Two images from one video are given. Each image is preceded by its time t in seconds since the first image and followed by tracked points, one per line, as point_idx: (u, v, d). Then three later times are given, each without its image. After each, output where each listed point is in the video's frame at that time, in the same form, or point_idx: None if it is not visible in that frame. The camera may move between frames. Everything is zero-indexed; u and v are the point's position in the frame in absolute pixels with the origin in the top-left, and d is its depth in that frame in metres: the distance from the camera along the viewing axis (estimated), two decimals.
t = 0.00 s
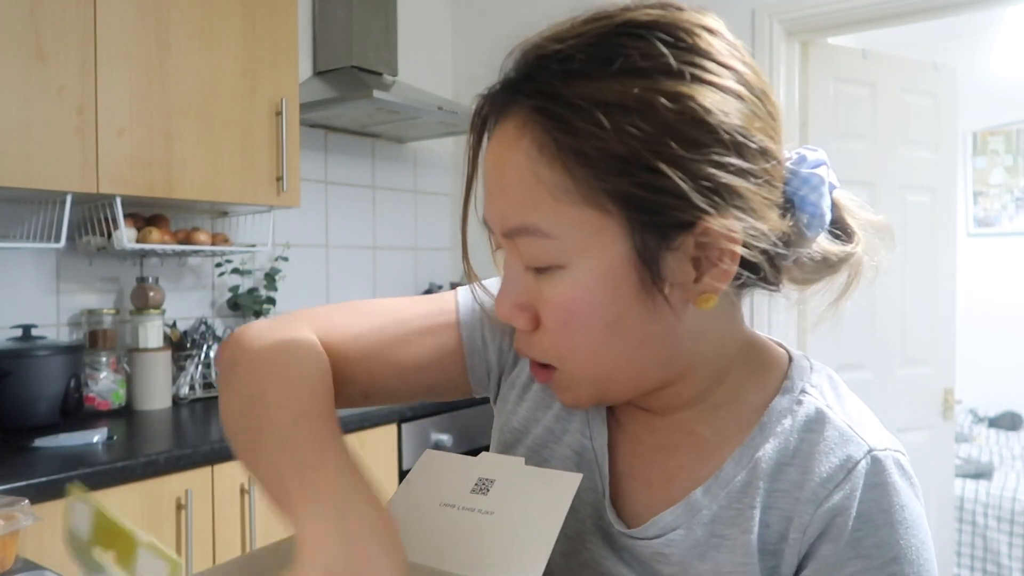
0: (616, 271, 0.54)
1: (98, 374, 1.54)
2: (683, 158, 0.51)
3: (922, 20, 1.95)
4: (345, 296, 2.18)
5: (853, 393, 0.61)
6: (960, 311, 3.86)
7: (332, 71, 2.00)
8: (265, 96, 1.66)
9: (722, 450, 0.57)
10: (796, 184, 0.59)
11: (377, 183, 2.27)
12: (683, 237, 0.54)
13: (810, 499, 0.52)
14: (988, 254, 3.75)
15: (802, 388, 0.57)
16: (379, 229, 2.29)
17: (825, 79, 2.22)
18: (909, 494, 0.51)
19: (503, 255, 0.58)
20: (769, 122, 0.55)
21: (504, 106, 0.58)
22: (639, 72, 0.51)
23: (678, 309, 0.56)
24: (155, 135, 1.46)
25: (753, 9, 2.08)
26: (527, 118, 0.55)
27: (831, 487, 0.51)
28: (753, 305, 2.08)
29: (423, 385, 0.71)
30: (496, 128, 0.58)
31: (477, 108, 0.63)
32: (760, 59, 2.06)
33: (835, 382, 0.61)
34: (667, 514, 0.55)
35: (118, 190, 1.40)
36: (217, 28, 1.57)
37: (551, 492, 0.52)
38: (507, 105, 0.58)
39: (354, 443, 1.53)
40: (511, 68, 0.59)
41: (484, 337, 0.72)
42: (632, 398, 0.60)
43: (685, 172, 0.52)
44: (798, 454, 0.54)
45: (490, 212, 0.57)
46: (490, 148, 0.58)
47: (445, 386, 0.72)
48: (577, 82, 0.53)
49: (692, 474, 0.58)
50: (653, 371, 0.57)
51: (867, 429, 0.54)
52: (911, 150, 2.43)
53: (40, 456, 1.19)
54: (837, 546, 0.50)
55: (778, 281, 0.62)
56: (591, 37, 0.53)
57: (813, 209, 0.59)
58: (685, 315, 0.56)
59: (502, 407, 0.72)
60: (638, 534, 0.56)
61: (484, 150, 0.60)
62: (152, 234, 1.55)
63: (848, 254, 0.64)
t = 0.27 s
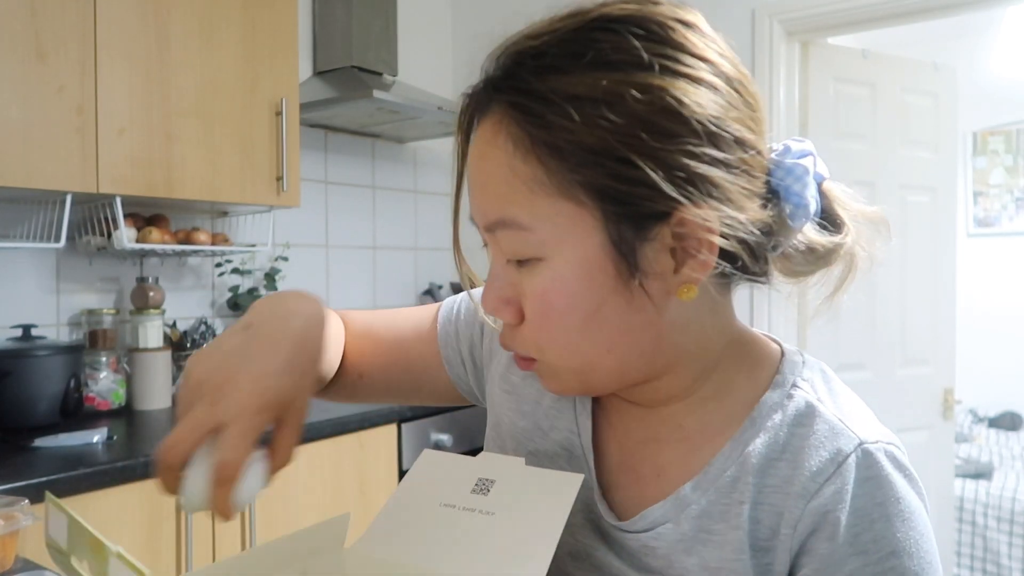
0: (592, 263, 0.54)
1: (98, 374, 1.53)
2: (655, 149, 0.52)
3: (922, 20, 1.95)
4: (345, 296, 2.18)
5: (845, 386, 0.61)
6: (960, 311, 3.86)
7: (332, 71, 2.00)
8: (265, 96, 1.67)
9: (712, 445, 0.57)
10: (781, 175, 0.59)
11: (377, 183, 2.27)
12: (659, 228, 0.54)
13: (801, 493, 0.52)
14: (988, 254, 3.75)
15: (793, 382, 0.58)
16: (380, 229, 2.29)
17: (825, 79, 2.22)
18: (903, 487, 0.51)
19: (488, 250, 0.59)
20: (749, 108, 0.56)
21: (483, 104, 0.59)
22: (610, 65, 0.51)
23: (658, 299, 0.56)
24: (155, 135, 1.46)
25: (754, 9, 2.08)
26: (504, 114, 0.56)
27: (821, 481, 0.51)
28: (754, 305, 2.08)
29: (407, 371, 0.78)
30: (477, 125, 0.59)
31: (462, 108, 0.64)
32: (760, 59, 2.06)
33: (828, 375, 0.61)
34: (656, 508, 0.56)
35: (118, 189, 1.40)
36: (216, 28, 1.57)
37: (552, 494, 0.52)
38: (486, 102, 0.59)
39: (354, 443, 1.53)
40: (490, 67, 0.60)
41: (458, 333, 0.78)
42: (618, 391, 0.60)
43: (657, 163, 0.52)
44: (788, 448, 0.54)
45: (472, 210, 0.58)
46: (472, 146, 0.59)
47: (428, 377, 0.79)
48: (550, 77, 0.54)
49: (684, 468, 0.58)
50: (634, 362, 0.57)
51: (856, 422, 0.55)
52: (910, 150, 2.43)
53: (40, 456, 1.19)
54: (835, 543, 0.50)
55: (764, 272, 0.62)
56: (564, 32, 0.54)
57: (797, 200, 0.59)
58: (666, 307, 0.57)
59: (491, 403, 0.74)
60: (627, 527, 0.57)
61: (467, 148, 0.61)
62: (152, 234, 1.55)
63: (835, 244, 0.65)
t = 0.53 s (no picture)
0: (579, 258, 0.55)
1: (98, 374, 1.53)
2: (638, 144, 0.53)
3: (922, 20, 1.95)
4: (345, 296, 2.18)
5: (844, 389, 0.61)
6: (960, 311, 3.85)
7: (332, 71, 2.00)
8: (265, 96, 1.67)
9: (707, 444, 0.58)
10: (772, 171, 0.60)
11: (377, 183, 2.27)
12: (645, 223, 0.55)
13: (791, 495, 0.52)
14: (988, 254, 3.75)
15: (789, 383, 0.57)
16: (380, 229, 2.29)
17: (825, 79, 2.21)
18: (898, 489, 0.51)
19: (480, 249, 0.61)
20: (736, 109, 0.58)
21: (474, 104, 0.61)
22: (593, 62, 0.53)
23: (647, 295, 0.57)
24: (155, 135, 1.46)
25: (754, 9, 2.08)
26: (493, 114, 0.58)
27: (812, 483, 0.51)
28: (753, 305, 2.09)
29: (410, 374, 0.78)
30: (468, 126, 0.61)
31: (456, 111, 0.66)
32: (760, 59, 2.06)
33: (826, 377, 0.61)
34: (648, 508, 0.56)
35: (118, 189, 1.40)
36: (216, 28, 1.57)
37: (550, 493, 0.52)
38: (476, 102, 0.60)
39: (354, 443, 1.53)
40: (480, 70, 0.62)
41: (465, 335, 0.79)
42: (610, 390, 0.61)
43: (641, 157, 0.53)
44: (781, 448, 0.54)
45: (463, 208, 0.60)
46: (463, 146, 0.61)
47: (431, 380, 0.79)
48: (536, 75, 0.55)
49: (678, 467, 0.58)
50: (623, 357, 0.58)
51: (851, 424, 0.54)
52: (910, 150, 2.43)
53: (41, 456, 1.19)
54: (826, 546, 0.50)
55: (756, 267, 0.63)
56: (550, 33, 0.55)
57: (790, 196, 0.59)
58: (654, 302, 0.57)
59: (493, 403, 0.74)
60: (619, 526, 0.57)
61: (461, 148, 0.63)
62: (152, 234, 1.55)
63: (832, 241, 0.65)
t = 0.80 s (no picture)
0: (546, 224, 0.57)
1: (98, 374, 1.53)
2: (607, 124, 0.54)
3: (923, 20, 1.95)
4: (345, 296, 2.18)
5: (845, 393, 0.61)
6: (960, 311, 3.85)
7: (332, 72, 2.00)
8: (265, 96, 1.67)
9: (704, 446, 0.58)
10: (777, 184, 0.59)
11: (377, 183, 2.27)
12: (614, 205, 0.56)
13: (780, 502, 0.53)
14: (988, 254, 3.75)
15: (785, 387, 0.58)
16: (380, 229, 2.29)
17: (825, 79, 2.21)
18: (890, 500, 0.51)
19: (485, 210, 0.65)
20: (750, 109, 0.58)
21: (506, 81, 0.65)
22: (593, 45, 0.56)
23: (604, 277, 0.57)
24: (154, 135, 1.46)
25: (754, 9, 2.08)
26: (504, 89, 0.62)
27: (802, 491, 0.52)
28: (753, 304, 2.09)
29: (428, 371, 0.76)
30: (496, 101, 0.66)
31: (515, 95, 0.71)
32: (760, 59, 2.06)
33: (826, 378, 0.61)
34: (640, 511, 0.57)
35: (119, 189, 1.40)
36: (216, 27, 1.56)
37: (548, 493, 0.52)
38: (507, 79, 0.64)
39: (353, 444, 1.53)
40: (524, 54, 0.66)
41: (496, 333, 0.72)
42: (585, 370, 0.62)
43: (608, 137, 0.54)
44: (772, 454, 0.55)
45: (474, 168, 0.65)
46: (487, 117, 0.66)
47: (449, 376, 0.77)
48: (541, 56, 0.58)
49: (670, 470, 0.59)
50: (579, 333, 0.58)
51: (846, 432, 0.55)
52: (911, 150, 2.43)
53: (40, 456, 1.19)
54: (811, 555, 0.51)
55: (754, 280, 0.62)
56: (568, 21, 0.58)
57: (782, 210, 0.58)
58: (617, 289, 0.57)
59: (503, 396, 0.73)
60: (613, 527, 0.58)
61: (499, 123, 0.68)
62: (152, 234, 1.55)
63: (843, 265, 0.63)
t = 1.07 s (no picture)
0: (538, 210, 0.58)
1: (98, 374, 1.53)
2: (598, 116, 0.55)
3: (923, 20, 1.95)
4: (345, 296, 2.18)
5: (843, 391, 0.61)
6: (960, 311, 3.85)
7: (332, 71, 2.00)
8: (265, 96, 1.67)
9: (699, 441, 0.59)
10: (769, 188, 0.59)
11: (377, 182, 2.27)
12: (602, 195, 0.56)
13: (776, 497, 0.53)
14: (988, 254, 3.75)
15: (781, 382, 0.58)
16: (380, 229, 2.29)
17: (825, 79, 2.21)
18: (887, 492, 0.51)
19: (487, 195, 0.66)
20: (746, 110, 0.58)
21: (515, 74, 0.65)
22: (592, 40, 0.56)
23: (590, 266, 0.58)
24: (154, 135, 1.46)
25: (754, 9, 2.08)
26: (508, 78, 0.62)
27: (798, 485, 0.52)
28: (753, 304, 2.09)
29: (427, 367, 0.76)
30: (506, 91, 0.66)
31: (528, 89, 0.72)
32: (760, 58, 2.06)
33: (822, 375, 0.61)
34: (635, 508, 0.57)
35: (119, 189, 1.40)
36: (217, 27, 1.57)
37: (551, 493, 0.52)
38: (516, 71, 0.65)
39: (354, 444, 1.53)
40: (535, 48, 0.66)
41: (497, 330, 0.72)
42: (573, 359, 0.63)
43: (598, 128, 0.55)
44: (768, 449, 0.55)
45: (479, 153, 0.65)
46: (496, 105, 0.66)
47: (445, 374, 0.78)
48: (544, 48, 0.59)
49: (666, 466, 0.59)
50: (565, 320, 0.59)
51: (843, 427, 0.55)
52: (911, 150, 2.43)
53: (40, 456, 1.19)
54: (809, 550, 0.51)
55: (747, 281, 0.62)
56: (575, 16, 0.59)
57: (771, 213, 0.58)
58: (601, 280, 0.58)
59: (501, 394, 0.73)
60: (611, 522, 0.58)
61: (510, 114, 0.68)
62: (151, 234, 1.55)
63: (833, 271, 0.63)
